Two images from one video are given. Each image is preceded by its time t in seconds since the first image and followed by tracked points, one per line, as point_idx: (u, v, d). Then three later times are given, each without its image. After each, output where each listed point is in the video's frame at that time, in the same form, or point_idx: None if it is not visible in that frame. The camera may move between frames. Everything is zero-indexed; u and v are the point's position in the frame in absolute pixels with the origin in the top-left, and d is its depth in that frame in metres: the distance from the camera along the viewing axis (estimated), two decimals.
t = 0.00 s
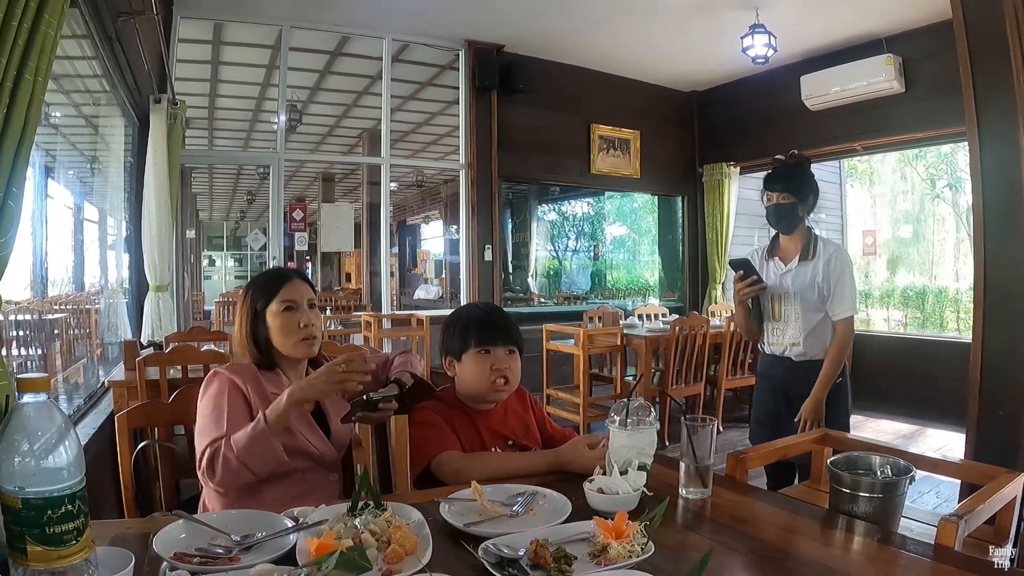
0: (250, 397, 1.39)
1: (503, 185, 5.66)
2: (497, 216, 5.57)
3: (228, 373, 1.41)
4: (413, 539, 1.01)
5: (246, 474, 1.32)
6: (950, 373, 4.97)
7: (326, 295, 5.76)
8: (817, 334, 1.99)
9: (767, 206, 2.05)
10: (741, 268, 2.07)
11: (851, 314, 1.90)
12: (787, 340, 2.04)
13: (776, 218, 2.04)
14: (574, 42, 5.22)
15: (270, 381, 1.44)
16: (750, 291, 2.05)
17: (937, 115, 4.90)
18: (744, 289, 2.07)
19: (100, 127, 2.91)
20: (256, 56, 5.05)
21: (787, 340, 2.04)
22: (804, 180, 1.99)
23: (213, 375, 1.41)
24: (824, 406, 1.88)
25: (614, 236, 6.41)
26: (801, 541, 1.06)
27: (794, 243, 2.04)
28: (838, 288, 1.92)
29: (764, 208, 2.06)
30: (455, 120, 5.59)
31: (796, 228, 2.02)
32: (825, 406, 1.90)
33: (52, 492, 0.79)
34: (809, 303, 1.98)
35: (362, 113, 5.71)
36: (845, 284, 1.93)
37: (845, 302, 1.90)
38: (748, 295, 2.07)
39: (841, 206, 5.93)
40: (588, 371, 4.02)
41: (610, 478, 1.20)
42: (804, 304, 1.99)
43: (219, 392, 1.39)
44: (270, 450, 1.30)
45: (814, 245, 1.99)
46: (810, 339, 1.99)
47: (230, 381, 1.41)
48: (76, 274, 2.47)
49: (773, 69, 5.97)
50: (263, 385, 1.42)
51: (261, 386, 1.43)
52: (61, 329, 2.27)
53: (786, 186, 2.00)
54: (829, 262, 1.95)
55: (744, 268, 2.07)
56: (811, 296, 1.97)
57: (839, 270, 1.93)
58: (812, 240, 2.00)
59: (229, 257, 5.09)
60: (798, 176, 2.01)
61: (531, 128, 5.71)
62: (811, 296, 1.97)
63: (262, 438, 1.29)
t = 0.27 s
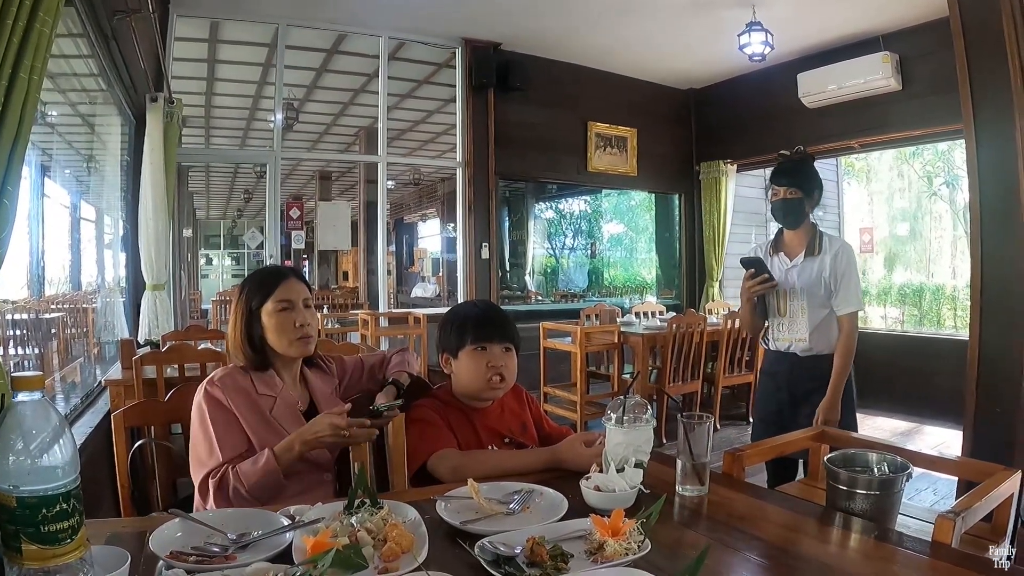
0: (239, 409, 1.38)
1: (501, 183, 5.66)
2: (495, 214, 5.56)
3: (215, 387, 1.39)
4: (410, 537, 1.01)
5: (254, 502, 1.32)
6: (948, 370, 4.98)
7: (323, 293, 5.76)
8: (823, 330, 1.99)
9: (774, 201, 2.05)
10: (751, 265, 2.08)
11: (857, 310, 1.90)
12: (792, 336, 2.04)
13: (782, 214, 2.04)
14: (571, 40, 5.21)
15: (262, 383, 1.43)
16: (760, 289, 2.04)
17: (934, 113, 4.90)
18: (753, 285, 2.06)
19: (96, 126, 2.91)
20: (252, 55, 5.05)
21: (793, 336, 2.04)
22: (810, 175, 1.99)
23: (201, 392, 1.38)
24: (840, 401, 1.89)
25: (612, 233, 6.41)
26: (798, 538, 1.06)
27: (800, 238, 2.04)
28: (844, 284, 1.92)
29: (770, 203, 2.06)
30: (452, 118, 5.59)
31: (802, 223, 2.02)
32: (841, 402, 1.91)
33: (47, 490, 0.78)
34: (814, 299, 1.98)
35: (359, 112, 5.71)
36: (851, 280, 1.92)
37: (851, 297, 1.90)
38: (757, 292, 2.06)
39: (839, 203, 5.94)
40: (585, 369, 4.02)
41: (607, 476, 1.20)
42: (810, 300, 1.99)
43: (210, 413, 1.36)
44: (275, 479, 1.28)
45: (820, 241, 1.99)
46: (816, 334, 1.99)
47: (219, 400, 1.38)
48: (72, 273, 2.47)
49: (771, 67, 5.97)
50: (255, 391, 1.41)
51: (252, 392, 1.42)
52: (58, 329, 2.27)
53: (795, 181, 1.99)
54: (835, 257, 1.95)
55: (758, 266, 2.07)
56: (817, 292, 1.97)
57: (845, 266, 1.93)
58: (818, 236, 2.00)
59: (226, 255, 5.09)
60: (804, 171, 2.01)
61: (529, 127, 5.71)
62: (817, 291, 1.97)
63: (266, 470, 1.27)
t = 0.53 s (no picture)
0: (240, 409, 1.38)
1: (500, 181, 5.66)
2: (494, 213, 5.56)
3: (217, 387, 1.38)
4: (410, 535, 1.01)
5: (257, 500, 1.31)
6: (947, 369, 4.98)
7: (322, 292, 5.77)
8: (832, 329, 2.00)
9: (785, 198, 2.02)
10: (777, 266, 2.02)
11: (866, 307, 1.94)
12: (801, 335, 2.03)
13: (793, 211, 2.01)
14: (570, 38, 5.22)
15: (262, 383, 1.43)
16: (784, 290, 1.98)
17: (933, 111, 4.90)
18: (774, 287, 2.00)
19: (96, 126, 2.92)
20: (251, 54, 5.05)
21: (801, 335, 2.04)
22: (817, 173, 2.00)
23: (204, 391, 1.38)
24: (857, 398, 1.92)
25: (611, 232, 6.41)
26: (797, 536, 1.06)
27: (806, 237, 2.04)
28: (854, 282, 1.95)
29: (780, 200, 2.03)
30: (451, 117, 5.59)
31: (810, 221, 2.02)
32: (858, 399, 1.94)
33: (46, 489, 0.78)
34: (825, 297, 1.99)
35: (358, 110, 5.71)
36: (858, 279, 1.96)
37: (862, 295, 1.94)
38: (777, 293, 2.01)
39: (838, 201, 5.94)
40: (585, 367, 4.02)
41: (606, 474, 1.21)
42: (820, 299, 1.99)
43: (212, 412, 1.36)
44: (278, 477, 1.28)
45: (827, 240, 2.01)
46: (825, 333, 2.00)
47: (220, 400, 1.38)
48: (73, 274, 2.47)
49: (770, 65, 5.97)
50: (255, 391, 1.42)
51: (252, 392, 1.42)
52: (58, 329, 2.27)
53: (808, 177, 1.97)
54: (843, 255, 1.97)
55: (782, 268, 2.01)
56: (828, 290, 1.98)
57: (853, 265, 1.96)
58: (825, 235, 2.01)
59: (226, 254, 5.10)
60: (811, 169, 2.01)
61: (528, 126, 5.71)
62: (828, 290, 1.98)
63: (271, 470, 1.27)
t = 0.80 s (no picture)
0: (239, 407, 1.38)
1: (499, 178, 5.66)
2: (493, 210, 5.56)
3: (215, 385, 1.38)
4: (408, 532, 1.01)
5: (257, 498, 1.31)
6: (946, 367, 4.98)
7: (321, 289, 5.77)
8: (838, 327, 2.00)
9: (794, 194, 2.00)
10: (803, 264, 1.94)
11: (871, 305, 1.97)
12: (807, 333, 2.02)
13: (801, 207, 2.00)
14: (569, 36, 5.21)
15: (262, 381, 1.43)
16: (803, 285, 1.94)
17: (933, 110, 4.90)
18: (795, 283, 1.94)
19: (95, 122, 2.91)
20: (250, 51, 5.04)
21: (807, 332, 2.02)
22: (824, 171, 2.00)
23: (202, 389, 1.38)
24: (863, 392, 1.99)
25: (610, 229, 6.41)
26: (796, 533, 1.06)
27: (813, 234, 2.03)
28: (861, 280, 1.97)
29: (788, 195, 2.01)
30: (450, 114, 5.59)
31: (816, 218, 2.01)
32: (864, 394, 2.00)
33: (45, 485, 0.77)
34: (834, 295, 1.98)
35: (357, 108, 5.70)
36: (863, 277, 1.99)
37: (868, 293, 1.97)
38: (795, 289, 1.95)
39: (838, 199, 5.94)
40: (584, 365, 4.02)
41: (606, 471, 1.20)
42: (829, 296, 1.98)
43: (211, 411, 1.36)
44: (277, 474, 1.28)
45: (834, 239, 2.01)
46: (832, 331, 1.99)
47: (219, 398, 1.37)
48: (72, 270, 2.47)
49: (769, 63, 5.97)
50: (254, 388, 1.41)
51: (251, 390, 1.41)
52: (57, 325, 2.27)
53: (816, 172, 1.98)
54: (849, 254, 2.00)
55: (803, 265, 1.95)
56: (836, 288, 1.98)
57: (859, 263, 1.99)
58: (832, 233, 2.02)
59: (224, 251, 5.09)
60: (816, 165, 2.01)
61: (528, 123, 5.71)
62: (837, 287, 1.98)
63: (270, 467, 1.27)
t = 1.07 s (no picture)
0: (235, 408, 1.38)
1: (497, 177, 5.66)
2: (491, 210, 5.56)
3: (212, 386, 1.38)
4: (406, 532, 1.01)
5: (255, 499, 1.31)
6: (944, 365, 4.99)
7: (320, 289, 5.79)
8: (838, 326, 2.00)
9: (795, 194, 2.00)
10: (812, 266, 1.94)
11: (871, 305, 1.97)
12: (806, 332, 2.02)
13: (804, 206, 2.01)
14: (567, 35, 5.21)
15: (260, 382, 1.43)
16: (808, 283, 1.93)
17: (930, 108, 4.91)
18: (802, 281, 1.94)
19: (92, 122, 2.91)
20: (248, 51, 5.04)
21: (807, 331, 2.02)
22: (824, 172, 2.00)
23: (199, 390, 1.38)
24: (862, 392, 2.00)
25: (608, 228, 6.41)
26: (794, 531, 1.06)
27: (815, 233, 2.03)
28: (861, 280, 1.98)
29: (790, 194, 2.02)
30: (448, 114, 5.58)
31: (817, 218, 2.02)
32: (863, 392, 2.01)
33: (41, 486, 0.77)
34: (834, 294, 1.99)
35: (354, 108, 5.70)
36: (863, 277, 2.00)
37: (868, 293, 1.97)
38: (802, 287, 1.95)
39: (836, 197, 5.94)
40: (582, 363, 4.02)
41: (603, 470, 1.20)
42: (830, 295, 1.98)
43: (208, 412, 1.36)
44: (275, 475, 1.28)
45: (835, 238, 2.01)
46: (832, 329, 1.99)
47: (216, 399, 1.37)
48: (69, 271, 2.47)
49: (767, 62, 5.97)
50: (252, 389, 1.41)
51: (249, 391, 1.41)
52: (55, 326, 2.26)
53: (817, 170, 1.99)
54: (850, 252, 1.99)
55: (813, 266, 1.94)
56: (837, 287, 1.98)
57: (859, 263, 1.99)
58: (833, 232, 2.02)
59: (221, 251, 5.10)
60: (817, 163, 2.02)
61: (526, 122, 5.71)
62: (838, 286, 1.98)
63: (267, 468, 1.27)
